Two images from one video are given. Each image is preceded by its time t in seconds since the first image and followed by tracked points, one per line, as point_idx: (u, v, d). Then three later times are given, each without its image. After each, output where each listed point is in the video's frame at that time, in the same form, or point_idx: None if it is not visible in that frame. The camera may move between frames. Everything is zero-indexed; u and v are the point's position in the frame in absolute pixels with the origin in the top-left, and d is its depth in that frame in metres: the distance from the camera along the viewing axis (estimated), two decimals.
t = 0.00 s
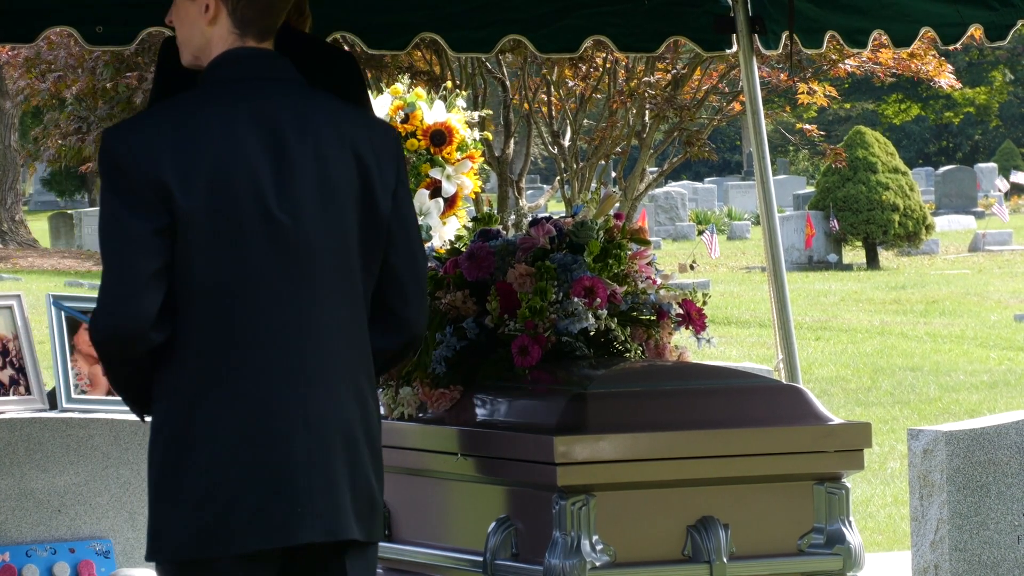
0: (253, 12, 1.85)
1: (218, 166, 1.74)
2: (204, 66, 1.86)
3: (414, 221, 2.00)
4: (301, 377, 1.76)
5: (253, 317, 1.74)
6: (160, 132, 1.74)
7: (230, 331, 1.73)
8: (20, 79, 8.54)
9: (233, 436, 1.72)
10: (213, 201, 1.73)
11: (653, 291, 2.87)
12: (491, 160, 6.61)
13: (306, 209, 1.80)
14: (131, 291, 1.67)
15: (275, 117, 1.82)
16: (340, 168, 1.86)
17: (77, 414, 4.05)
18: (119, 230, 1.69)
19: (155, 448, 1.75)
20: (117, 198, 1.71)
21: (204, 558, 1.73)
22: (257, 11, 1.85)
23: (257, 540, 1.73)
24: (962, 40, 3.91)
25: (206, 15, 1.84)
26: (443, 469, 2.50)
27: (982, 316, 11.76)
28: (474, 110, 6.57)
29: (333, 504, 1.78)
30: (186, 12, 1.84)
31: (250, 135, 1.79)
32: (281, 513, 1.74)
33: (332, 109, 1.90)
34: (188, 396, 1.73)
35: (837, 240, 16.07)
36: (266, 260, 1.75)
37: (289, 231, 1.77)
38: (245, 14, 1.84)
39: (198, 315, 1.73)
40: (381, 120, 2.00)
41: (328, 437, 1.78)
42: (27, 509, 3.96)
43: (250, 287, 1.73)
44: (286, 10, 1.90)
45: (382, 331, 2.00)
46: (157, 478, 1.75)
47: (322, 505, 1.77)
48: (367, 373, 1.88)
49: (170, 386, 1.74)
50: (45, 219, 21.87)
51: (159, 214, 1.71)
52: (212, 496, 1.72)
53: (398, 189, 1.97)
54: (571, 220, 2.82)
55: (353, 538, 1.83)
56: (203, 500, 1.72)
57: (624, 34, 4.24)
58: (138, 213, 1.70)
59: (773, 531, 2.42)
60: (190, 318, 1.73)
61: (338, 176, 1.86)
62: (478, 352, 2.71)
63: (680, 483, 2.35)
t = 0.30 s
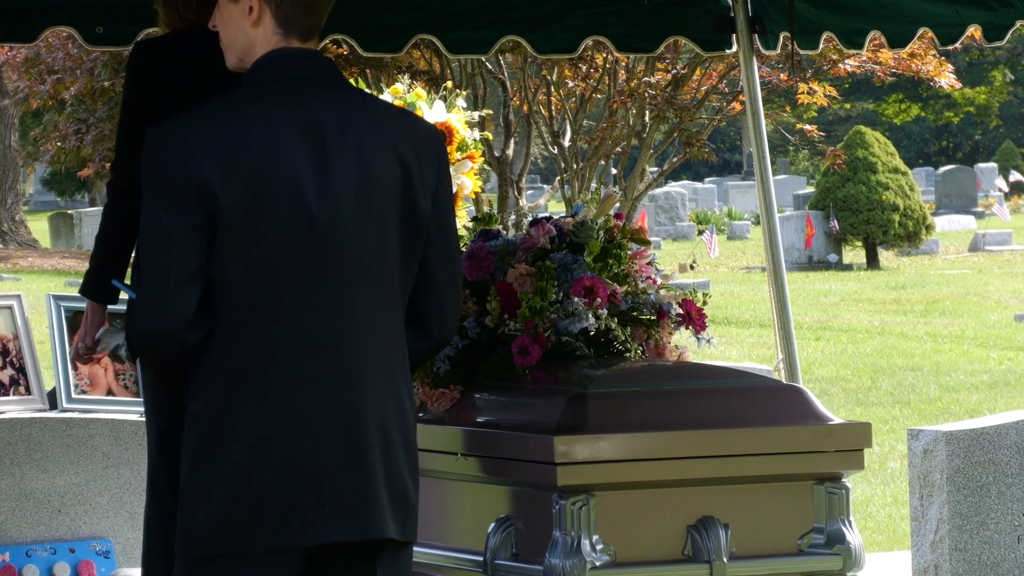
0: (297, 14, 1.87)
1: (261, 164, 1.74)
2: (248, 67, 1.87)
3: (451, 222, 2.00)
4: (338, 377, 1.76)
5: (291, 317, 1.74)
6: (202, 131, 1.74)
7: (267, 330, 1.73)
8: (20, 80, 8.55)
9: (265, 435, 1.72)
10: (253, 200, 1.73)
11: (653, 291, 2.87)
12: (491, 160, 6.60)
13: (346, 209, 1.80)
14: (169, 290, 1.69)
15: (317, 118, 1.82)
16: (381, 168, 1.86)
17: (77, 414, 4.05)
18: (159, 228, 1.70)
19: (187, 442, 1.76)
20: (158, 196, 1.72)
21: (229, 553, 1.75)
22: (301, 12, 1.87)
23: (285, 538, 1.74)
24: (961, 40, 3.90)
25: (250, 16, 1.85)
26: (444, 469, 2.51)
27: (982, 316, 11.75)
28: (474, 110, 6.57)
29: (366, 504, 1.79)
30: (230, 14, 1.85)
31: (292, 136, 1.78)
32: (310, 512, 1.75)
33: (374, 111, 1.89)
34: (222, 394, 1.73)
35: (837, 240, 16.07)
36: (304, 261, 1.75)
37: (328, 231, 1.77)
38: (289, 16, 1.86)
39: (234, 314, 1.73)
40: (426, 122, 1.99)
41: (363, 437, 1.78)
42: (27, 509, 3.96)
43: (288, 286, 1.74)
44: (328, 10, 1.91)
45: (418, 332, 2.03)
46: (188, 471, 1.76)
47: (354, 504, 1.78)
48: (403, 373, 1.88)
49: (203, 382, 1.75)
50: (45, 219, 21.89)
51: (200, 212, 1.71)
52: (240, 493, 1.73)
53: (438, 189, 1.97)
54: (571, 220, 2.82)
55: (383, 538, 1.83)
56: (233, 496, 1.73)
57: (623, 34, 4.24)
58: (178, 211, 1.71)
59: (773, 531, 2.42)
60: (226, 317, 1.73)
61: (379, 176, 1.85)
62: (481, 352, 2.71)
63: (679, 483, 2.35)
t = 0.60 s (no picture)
0: (315, 15, 1.88)
1: (272, 164, 1.75)
2: (264, 67, 1.89)
3: (468, 221, 2.00)
4: (347, 377, 1.76)
5: (300, 315, 1.74)
6: (216, 129, 1.75)
7: (275, 328, 1.73)
8: (20, 79, 8.56)
9: (272, 431, 1.73)
10: (264, 198, 1.74)
11: (653, 291, 2.87)
12: (491, 160, 6.60)
13: (358, 209, 1.79)
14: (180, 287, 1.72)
15: (330, 119, 1.82)
16: (395, 168, 1.85)
17: (77, 414, 4.04)
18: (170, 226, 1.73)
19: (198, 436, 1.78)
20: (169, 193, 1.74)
21: (237, 548, 1.76)
22: (318, 12, 1.88)
23: (291, 534, 1.75)
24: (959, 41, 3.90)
25: (268, 17, 1.87)
26: (444, 469, 2.51)
27: (981, 316, 11.76)
28: (474, 110, 6.56)
29: (373, 503, 1.78)
30: (248, 14, 1.87)
31: (305, 135, 1.78)
32: (315, 510, 1.75)
33: (388, 111, 1.89)
34: (232, 390, 1.75)
35: (837, 240, 16.07)
36: (315, 259, 1.74)
37: (338, 230, 1.77)
38: (306, 16, 1.88)
39: (244, 311, 1.74)
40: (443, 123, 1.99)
41: (371, 436, 1.77)
42: (27, 509, 3.96)
43: (298, 286, 1.74)
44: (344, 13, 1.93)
45: (435, 332, 2.02)
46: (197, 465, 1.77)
47: (361, 502, 1.77)
48: (417, 372, 1.87)
49: (215, 378, 1.76)
50: (45, 219, 21.91)
51: (212, 210, 1.72)
52: (247, 488, 1.74)
53: (453, 188, 1.96)
54: (571, 220, 2.82)
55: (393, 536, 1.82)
56: (239, 491, 1.74)
57: (622, 34, 4.24)
58: (189, 209, 1.72)
59: (772, 532, 2.42)
60: (236, 314, 1.74)
61: (392, 176, 1.85)
62: (483, 351, 2.71)
63: (678, 482, 2.35)
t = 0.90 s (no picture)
0: (294, 17, 1.88)
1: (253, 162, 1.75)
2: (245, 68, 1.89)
3: (449, 219, 2.00)
4: (327, 375, 1.76)
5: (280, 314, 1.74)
6: (196, 128, 1.76)
7: (257, 328, 1.74)
8: (20, 80, 8.57)
9: (254, 430, 1.73)
10: (244, 198, 1.74)
11: (653, 291, 2.87)
12: (491, 160, 6.60)
13: (338, 207, 1.79)
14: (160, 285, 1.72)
15: (311, 117, 1.82)
16: (376, 166, 1.86)
17: (77, 414, 4.04)
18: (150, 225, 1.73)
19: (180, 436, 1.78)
20: (149, 193, 1.74)
21: (221, 547, 1.76)
22: (299, 14, 1.88)
23: (274, 531, 1.75)
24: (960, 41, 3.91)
25: (249, 20, 1.87)
26: (443, 469, 2.51)
27: (982, 316, 11.76)
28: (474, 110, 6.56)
29: (356, 501, 1.78)
30: (230, 17, 1.87)
31: (284, 134, 1.78)
32: (298, 507, 1.75)
33: (369, 108, 1.89)
34: (213, 389, 1.75)
35: (837, 240, 16.07)
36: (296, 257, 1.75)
37: (318, 228, 1.77)
38: (286, 18, 1.87)
39: (224, 310, 1.74)
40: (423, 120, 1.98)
41: (353, 434, 1.78)
42: (27, 509, 3.96)
43: (278, 285, 1.74)
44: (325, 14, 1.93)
45: (416, 331, 2.01)
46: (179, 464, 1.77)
47: (344, 501, 1.78)
48: (399, 370, 1.88)
49: (197, 377, 1.76)
50: (45, 219, 21.91)
51: (192, 208, 1.73)
52: (228, 486, 1.74)
53: (434, 185, 1.96)
54: (571, 219, 2.82)
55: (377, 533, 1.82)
56: (220, 490, 1.74)
57: (622, 34, 4.24)
58: (170, 208, 1.72)
59: (772, 531, 2.42)
60: (217, 313, 1.75)
61: (373, 175, 1.85)
62: (482, 351, 2.71)
63: (677, 482, 2.35)
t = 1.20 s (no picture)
0: (252, 15, 1.87)
1: (215, 162, 1.76)
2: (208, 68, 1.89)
3: (414, 215, 2.00)
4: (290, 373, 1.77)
5: (244, 314, 1.75)
6: (159, 129, 1.76)
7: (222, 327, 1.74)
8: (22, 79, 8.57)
9: (219, 430, 1.74)
10: (207, 198, 1.75)
11: (653, 291, 2.88)
12: (491, 160, 6.61)
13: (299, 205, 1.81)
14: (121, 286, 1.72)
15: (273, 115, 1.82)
16: (337, 163, 1.87)
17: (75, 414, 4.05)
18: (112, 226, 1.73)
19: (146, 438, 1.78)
20: (111, 195, 1.74)
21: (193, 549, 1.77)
22: (258, 12, 1.87)
23: (243, 531, 1.76)
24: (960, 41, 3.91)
25: (208, 19, 1.87)
26: (444, 469, 2.51)
27: (981, 316, 11.76)
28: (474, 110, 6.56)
29: (321, 499, 1.79)
30: (190, 17, 1.87)
31: (245, 135, 1.79)
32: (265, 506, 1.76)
33: (332, 108, 1.90)
34: (178, 391, 1.75)
35: (836, 240, 16.07)
36: (259, 256, 1.76)
37: (280, 227, 1.78)
38: (244, 16, 1.87)
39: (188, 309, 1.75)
40: (385, 118, 1.99)
41: (318, 433, 1.79)
42: (27, 509, 3.96)
43: (241, 284, 1.75)
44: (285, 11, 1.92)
45: (382, 327, 2.02)
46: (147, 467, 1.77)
47: (310, 500, 1.79)
48: (364, 369, 1.89)
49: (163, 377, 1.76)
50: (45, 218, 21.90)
51: (153, 209, 1.73)
52: (197, 487, 1.74)
53: (398, 183, 1.97)
54: (571, 219, 2.82)
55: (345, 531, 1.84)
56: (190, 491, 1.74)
57: (622, 34, 4.25)
58: (132, 208, 1.73)
59: (773, 531, 2.43)
60: (180, 313, 1.75)
61: (334, 174, 1.86)
62: (481, 352, 2.71)
63: (677, 482, 2.35)
